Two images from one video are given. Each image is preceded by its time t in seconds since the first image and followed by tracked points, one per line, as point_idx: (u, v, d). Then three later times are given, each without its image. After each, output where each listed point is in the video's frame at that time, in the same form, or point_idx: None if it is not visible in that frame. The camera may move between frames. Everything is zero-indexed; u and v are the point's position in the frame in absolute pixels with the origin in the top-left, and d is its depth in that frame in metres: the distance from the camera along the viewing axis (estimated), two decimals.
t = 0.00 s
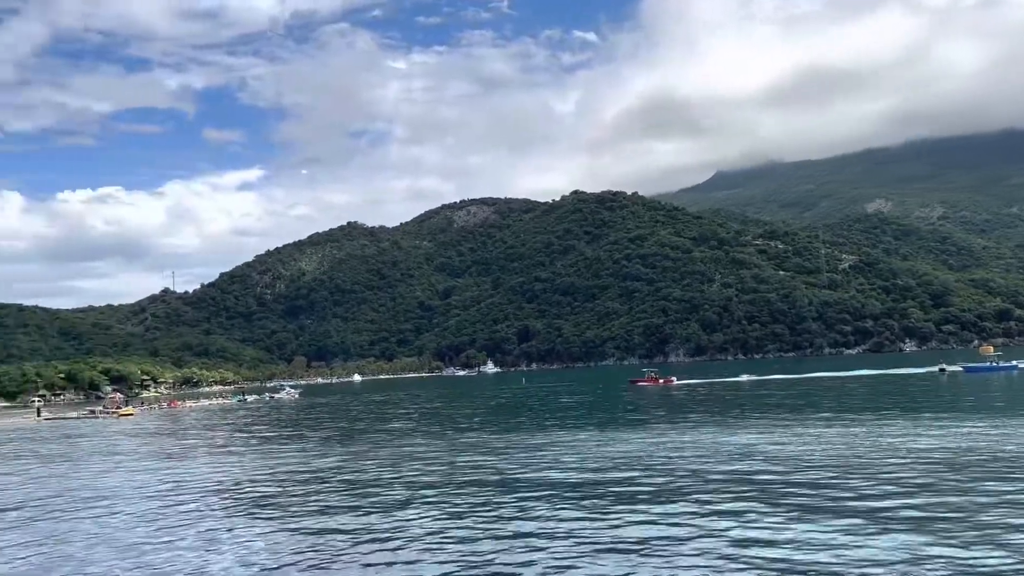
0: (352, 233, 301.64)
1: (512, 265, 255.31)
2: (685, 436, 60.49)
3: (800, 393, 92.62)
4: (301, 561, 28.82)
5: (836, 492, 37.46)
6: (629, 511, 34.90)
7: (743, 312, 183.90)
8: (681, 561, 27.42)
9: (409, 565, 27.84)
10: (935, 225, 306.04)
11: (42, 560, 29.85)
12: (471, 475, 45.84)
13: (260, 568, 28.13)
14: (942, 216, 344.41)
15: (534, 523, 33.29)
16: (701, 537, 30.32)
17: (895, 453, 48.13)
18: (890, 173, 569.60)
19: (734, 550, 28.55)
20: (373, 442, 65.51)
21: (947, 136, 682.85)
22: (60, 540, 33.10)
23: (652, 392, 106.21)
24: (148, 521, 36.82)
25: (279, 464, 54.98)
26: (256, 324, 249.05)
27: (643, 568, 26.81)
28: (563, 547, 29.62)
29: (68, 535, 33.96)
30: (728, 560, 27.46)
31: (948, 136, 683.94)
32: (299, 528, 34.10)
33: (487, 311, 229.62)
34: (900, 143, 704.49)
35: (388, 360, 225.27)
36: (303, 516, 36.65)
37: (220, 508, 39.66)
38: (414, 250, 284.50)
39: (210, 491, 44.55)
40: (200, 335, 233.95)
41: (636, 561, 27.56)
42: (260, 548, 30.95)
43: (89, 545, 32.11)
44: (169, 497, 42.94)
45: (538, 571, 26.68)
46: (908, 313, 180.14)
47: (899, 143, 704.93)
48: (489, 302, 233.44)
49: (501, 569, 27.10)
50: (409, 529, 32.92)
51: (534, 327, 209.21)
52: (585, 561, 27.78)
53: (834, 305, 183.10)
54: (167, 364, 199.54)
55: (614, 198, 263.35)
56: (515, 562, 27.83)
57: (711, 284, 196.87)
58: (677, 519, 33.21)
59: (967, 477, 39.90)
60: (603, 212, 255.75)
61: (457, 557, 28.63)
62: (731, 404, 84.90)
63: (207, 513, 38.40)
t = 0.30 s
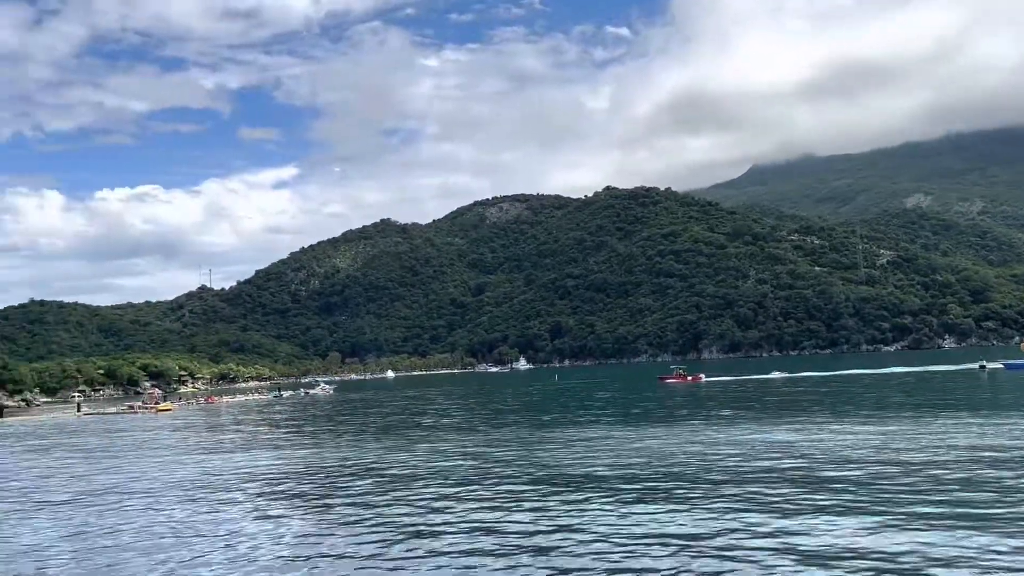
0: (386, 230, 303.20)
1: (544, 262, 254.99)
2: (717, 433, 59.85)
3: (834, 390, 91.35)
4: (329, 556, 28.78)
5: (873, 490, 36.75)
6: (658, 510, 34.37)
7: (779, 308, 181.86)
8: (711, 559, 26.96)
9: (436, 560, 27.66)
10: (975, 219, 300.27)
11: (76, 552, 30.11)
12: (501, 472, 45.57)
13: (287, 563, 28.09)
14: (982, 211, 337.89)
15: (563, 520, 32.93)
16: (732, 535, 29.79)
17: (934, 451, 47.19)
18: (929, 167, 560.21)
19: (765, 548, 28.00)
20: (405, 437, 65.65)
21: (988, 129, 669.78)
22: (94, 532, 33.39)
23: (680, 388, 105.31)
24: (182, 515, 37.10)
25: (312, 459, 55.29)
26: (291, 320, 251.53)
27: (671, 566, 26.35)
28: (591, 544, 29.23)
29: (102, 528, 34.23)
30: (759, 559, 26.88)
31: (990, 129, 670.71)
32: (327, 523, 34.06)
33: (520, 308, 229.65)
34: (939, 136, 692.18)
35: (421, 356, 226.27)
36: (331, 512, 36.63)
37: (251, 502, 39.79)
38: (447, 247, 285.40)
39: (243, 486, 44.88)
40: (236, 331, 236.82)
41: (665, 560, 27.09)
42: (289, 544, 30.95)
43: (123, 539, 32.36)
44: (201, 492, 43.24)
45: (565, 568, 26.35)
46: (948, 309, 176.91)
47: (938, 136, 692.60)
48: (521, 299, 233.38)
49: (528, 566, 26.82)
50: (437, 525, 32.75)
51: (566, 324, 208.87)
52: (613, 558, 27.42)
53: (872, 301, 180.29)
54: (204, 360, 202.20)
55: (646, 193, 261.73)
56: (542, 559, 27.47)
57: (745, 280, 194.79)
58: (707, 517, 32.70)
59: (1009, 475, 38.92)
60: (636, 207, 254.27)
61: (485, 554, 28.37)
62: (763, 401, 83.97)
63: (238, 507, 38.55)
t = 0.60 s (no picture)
0: (425, 226, 304.45)
1: (583, 256, 254.05)
2: (760, 429, 59.11)
3: (878, 386, 89.78)
4: (370, 550, 28.44)
5: (924, 486, 35.86)
6: (703, 505, 33.77)
7: (822, 303, 179.02)
8: (760, 557, 26.13)
9: (479, 555, 27.16)
10: None
11: (121, 544, 30.12)
12: (542, 467, 45.07)
13: (330, 555, 27.83)
14: None
15: (607, 517, 32.25)
16: (783, 533, 28.87)
17: (984, 447, 46.02)
18: (978, 158, 547.69)
19: (818, 546, 27.09)
20: (445, 432, 65.53)
21: None
22: (139, 525, 33.43)
23: (715, 384, 104.02)
24: (223, 508, 37.03)
25: (354, 452, 55.64)
26: (332, 315, 253.97)
27: (720, 563, 25.57)
28: (635, 540, 28.55)
29: (146, 521, 34.26)
30: (812, 557, 25.98)
31: None
32: (368, 518, 33.71)
33: (559, 302, 229.14)
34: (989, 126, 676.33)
35: (460, 351, 226.85)
36: (373, 506, 36.36)
37: (292, 495, 39.68)
38: (486, 242, 285.66)
39: (286, 478, 45.23)
40: (279, 326, 239.66)
41: (714, 557, 26.29)
42: (330, 537, 30.68)
43: (166, 531, 32.31)
44: (244, 485, 43.34)
45: (611, 563, 25.92)
46: (997, 303, 172.65)
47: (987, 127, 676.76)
48: (560, 294, 232.74)
49: (570, 560, 26.40)
50: (479, 520, 32.27)
51: (606, 319, 207.92)
52: (660, 555, 26.68)
53: (918, 296, 176.53)
54: (248, 354, 204.96)
55: (687, 186, 259.19)
56: (587, 556, 26.83)
57: (788, 274, 191.94)
58: (756, 514, 31.83)
59: None
60: (676, 201, 252.01)
61: (528, 549, 27.81)
62: (806, 396, 82.73)
63: (280, 501, 38.49)
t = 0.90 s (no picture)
0: (467, 220, 305.39)
1: (625, 250, 252.64)
2: (804, 423, 58.28)
3: (924, 380, 87.98)
4: (413, 543, 28.23)
5: (977, 481, 35.08)
6: (748, 499, 33.34)
7: (870, 296, 175.92)
8: (813, 554, 25.38)
9: (523, 550, 26.79)
10: None
11: (167, 536, 30.28)
12: (585, 461, 44.68)
13: (373, 548, 27.68)
14: None
15: (653, 512, 31.68)
16: (833, 527, 28.48)
17: None
18: None
19: (873, 543, 26.26)
20: (486, 425, 65.65)
21: None
22: (186, 516, 33.65)
23: (754, 379, 102.84)
24: (268, 501, 37.16)
25: (396, 445, 55.96)
26: (374, 309, 256.34)
27: (771, 559, 24.90)
28: (683, 536, 27.98)
29: (192, 513, 34.45)
30: (862, 550, 25.62)
31: None
32: (413, 509, 33.91)
33: (601, 296, 228.43)
34: None
35: (502, 344, 227.28)
36: (415, 499, 36.24)
37: (335, 488, 39.77)
38: (527, 236, 285.64)
39: (331, 470, 45.72)
40: (322, 320, 242.48)
41: (764, 553, 25.66)
42: (374, 530, 30.54)
43: (211, 523, 32.44)
44: (287, 477, 43.58)
45: (655, 556, 25.68)
46: None
47: None
48: (602, 287, 231.88)
49: (614, 553, 26.24)
50: (523, 514, 31.94)
51: (648, 313, 206.78)
52: (709, 551, 26.08)
53: (969, 288, 172.38)
54: (293, 348, 207.70)
55: (730, 178, 256.18)
56: (632, 548, 26.67)
57: (834, 267, 188.75)
58: (806, 510, 31.06)
59: None
60: (719, 193, 249.25)
61: (573, 544, 27.39)
62: (851, 390, 81.38)
63: (324, 493, 38.58)
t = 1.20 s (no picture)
0: (510, 213, 305.65)
1: (669, 242, 250.51)
2: (850, 416, 57.43)
3: (975, 373, 86.05)
4: (450, 534, 28.37)
5: None
6: (790, 491, 32.99)
7: (921, 287, 172.23)
8: (851, 552, 24.44)
9: (552, 545, 26.30)
10: None
11: (199, 527, 30.41)
12: (621, 456, 44.10)
13: (410, 538, 27.87)
14: None
15: (687, 508, 30.94)
16: (876, 519, 28.08)
17: None
18: None
19: (917, 543, 25.24)
20: (528, 418, 65.78)
21: None
22: (219, 508, 33.78)
23: (795, 373, 101.22)
24: (312, 490, 37.75)
25: (440, 437, 56.42)
26: (418, 302, 258.03)
27: (807, 557, 24.04)
28: (716, 533, 27.17)
29: (239, 501, 35.19)
30: (906, 543, 25.24)
31: None
32: (455, 500, 34.18)
33: (644, 289, 227.06)
34: None
35: (544, 337, 227.21)
36: (449, 493, 35.98)
37: (369, 481, 39.73)
38: (570, 229, 284.88)
39: (375, 461, 46.25)
40: (367, 313, 244.81)
41: (804, 545, 25.41)
42: (403, 524, 30.27)
43: (242, 515, 32.51)
44: (323, 469, 43.77)
45: (694, 547, 25.59)
46: None
47: None
48: (646, 280, 230.39)
49: (653, 543, 26.22)
50: (555, 509, 31.45)
51: (693, 305, 204.99)
52: (745, 545, 25.62)
53: None
54: (338, 340, 209.92)
55: (777, 169, 252.47)
56: (671, 539, 26.57)
57: (884, 258, 185.05)
58: (845, 506, 30.09)
59: None
60: (766, 184, 245.76)
61: (604, 538, 26.83)
62: (899, 383, 79.92)
63: (357, 486, 38.48)
